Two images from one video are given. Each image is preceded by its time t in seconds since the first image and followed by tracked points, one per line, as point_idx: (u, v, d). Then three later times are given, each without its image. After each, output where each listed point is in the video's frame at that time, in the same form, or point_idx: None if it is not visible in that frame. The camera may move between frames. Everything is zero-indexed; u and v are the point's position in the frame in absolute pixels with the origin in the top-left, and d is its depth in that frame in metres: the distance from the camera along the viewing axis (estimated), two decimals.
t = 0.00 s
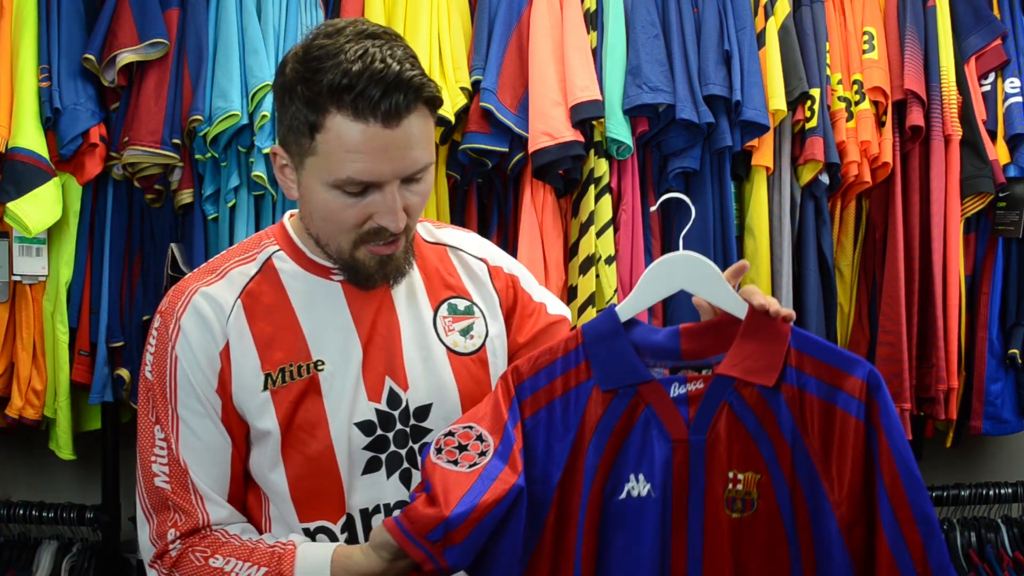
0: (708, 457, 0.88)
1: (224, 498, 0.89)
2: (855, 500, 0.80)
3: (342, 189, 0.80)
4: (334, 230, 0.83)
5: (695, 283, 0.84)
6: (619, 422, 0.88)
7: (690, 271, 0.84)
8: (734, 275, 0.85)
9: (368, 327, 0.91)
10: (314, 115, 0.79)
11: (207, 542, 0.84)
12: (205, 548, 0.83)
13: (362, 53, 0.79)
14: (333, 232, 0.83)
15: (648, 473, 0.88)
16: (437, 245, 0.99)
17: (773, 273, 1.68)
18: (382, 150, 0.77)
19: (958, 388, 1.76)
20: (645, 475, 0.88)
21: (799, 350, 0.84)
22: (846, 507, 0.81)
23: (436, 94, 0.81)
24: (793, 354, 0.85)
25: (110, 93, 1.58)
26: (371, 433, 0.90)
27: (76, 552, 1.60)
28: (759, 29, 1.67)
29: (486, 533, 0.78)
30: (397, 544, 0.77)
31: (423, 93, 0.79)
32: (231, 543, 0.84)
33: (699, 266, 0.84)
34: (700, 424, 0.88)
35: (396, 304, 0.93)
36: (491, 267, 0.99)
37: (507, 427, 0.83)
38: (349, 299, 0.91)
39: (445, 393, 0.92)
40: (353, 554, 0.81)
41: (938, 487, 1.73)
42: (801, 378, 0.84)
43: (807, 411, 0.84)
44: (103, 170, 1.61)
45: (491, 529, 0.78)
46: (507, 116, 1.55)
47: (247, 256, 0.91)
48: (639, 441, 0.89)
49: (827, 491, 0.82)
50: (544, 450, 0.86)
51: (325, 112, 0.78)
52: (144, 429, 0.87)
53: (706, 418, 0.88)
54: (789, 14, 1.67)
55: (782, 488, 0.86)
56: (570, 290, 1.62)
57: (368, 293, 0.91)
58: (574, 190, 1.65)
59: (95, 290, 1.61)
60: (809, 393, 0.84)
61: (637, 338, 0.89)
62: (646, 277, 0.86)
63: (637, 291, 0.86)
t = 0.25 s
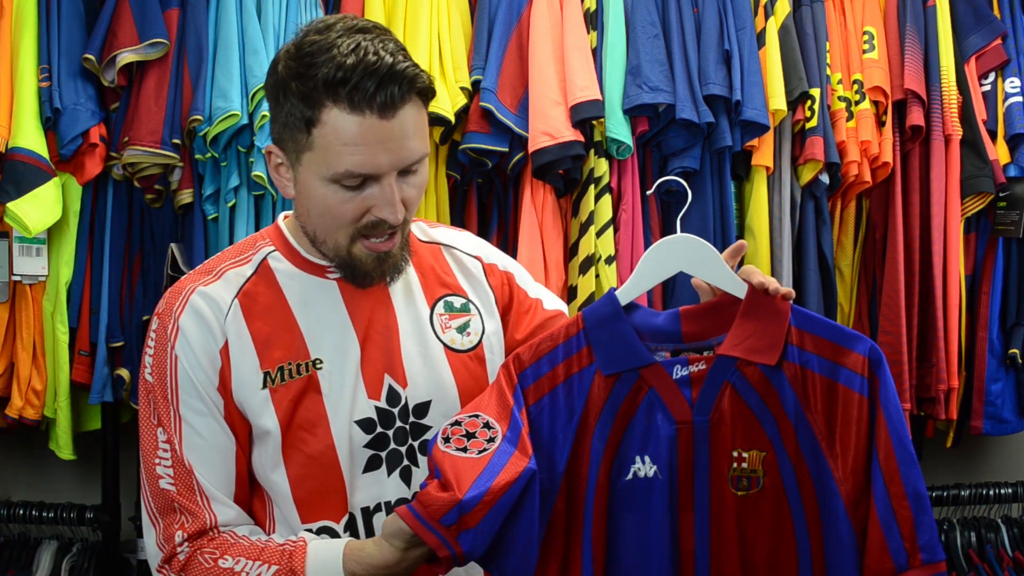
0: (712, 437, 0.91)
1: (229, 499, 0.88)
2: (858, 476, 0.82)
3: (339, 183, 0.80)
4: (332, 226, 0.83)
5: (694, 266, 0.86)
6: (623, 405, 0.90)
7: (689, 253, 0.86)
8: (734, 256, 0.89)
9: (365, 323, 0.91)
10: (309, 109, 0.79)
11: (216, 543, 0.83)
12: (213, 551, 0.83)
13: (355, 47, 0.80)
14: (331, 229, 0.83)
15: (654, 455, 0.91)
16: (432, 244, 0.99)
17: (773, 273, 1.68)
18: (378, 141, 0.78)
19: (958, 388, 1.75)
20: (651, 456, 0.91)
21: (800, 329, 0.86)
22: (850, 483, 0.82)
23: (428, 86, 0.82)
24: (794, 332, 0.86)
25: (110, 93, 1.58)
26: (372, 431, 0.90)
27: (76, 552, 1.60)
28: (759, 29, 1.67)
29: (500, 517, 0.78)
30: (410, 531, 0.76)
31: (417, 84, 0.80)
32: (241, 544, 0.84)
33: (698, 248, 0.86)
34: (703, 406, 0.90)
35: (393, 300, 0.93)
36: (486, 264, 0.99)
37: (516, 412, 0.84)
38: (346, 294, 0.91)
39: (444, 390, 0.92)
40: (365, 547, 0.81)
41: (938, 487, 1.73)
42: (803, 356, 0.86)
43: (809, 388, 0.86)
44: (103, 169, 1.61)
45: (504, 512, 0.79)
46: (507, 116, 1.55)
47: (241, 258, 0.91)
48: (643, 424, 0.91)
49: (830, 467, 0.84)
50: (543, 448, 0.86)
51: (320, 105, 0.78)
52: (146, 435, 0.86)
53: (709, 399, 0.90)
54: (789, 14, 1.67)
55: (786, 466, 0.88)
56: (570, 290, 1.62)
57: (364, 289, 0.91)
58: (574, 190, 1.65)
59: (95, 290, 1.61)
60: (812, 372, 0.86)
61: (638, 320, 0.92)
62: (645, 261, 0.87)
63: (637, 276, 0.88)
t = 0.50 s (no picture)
0: (708, 438, 0.90)
1: (225, 502, 0.89)
2: (853, 475, 0.82)
3: (325, 180, 0.80)
4: (320, 223, 0.83)
5: (690, 268, 0.86)
6: (618, 410, 0.89)
7: (682, 258, 0.86)
8: (725, 258, 0.87)
9: (359, 323, 0.91)
10: (296, 106, 0.79)
11: (212, 548, 0.84)
12: (210, 556, 0.83)
13: (342, 43, 0.80)
14: (319, 226, 0.83)
15: (650, 458, 0.90)
16: (426, 244, 1.00)
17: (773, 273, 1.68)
18: (364, 138, 0.77)
19: (959, 388, 1.75)
20: (646, 459, 0.90)
21: (794, 331, 0.86)
22: (846, 483, 0.82)
23: (416, 83, 0.81)
24: (789, 334, 0.86)
25: (110, 93, 1.58)
26: (366, 432, 0.90)
27: (76, 553, 1.60)
28: (760, 28, 1.67)
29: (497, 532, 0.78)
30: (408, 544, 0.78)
31: (404, 81, 0.79)
32: (236, 550, 0.84)
33: (693, 251, 0.85)
34: (699, 408, 0.90)
35: (387, 298, 0.93)
36: (480, 265, 0.99)
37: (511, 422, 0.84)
38: (339, 295, 0.91)
39: (439, 391, 0.92)
40: (361, 557, 0.81)
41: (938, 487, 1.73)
42: (798, 358, 0.86)
43: (803, 390, 0.85)
44: (103, 169, 1.61)
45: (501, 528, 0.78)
46: (507, 116, 1.55)
47: (235, 260, 0.91)
48: (639, 427, 0.91)
49: (825, 468, 0.84)
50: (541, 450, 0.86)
51: (306, 102, 0.78)
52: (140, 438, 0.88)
53: (705, 402, 0.90)
54: (789, 14, 1.67)
55: (780, 467, 0.88)
56: (570, 290, 1.62)
57: (355, 289, 0.91)
58: (574, 190, 1.65)
59: (95, 290, 1.61)
60: (806, 373, 0.85)
61: (632, 324, 0.91)
62: (637, 265, 0.87)
63: (631, 278, 0.88)
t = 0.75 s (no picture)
0: (705, 440, 0.91)
1: (214, 502, 0.89)
2: (850, 477, 0.82)
3: (315, 180, 0.80)
4: (310, 222, 0.83)
5: (686, 270, 0.85)
6: (617, 412, 0.89)
7: (677, 259, 0.85)
8: (722, 259, 0.88)
9: (353, 324, 0.91)
10: (286, 106, 0.79)
11: (199, 549, 0.84)
12: (196, 556, 0.84)
13: (334, 44, 0.80)
14: (309, 225, 0.83)
15: (647, 462, 0.90)
16: (423, 244, 1.00)
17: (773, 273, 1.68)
18: (353, 139, 0.77)
19: (958, 388, 1.75)
20: (643, 463, 0.90)
21: (791, 333, 0.85)
22: (843, 485, 0.82)
23: (409, 85, 0.81)
24: (786, 336, 0.86)
25: (110, 93, 1.58)
26: (359, 433, 0.90)
27: (76, 553, 1.60)
28: (760, 28, 1.67)
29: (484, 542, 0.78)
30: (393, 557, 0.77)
31: (395, 83, 0.79)
32: (223, 552, 0.84)
33: (689, 253, 0.85)
34: (696, 411, 0.90)
35: (382, 298, 0.94)
36: (478, 265, 0.99)
37: (501, 431, 0.83)
38: (332, 294, 0.91)
39: (433, 391, 0.92)
40: (345, 566, 0.82)
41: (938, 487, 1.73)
42: (796, 360, 0.85)
43: (801, 392, 0.85)
44: (103, 170, 1.61)
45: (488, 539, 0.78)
46: (507, 116, 1.54)
47: (230, 258, 0.91)
48: (636, 429, 0.90)
49: (823, 470, 0.83)
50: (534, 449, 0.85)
51: (296, 103, 0.78)
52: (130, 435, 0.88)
53: (702, 403, 0.90)
54: (790, 14, 1.67)
55: (777, 470, 0.88)
56: (570, 290, 1.62)
57: (347, 288, 0.91)
58: (574, 190, 1.65)
59: (95, 290, 1.62)
60: (804, 375, 0.85)
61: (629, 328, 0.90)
62: (632, 269, 0.87)
63: (626, 281, 0.87)
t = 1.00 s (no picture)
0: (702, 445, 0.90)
1: (207, 502, 0.89)
2: (848, 482, 0.82)
3: (308, 181, 0.80)
4: (304, 223, 0.83)
5: (685, 271, 0.85)
6: (615, 413, 0.89)
7: (677, 258, 0.85)
8: (721, 260, 0.87)
9: (347, 324, 0.91)
10: (278, 107, 0.79)
11: (190, 548, 0.84)
12: (187, 556, 0.84)
13: (326, 44, 0.80)
14: (303, 226, 0.84)
15: (643, 465, 0.90)
16: (420, 244, 1.00)
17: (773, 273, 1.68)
18: (345, 140, 0.77)
19: (958, 388, 1.76)
20: (639, 466, 0.90)
21: (790, 335, 0.86)
22: (841, 489, 0.82)
23: (402, 86, 0.81)
24: (785, 339, 0.86)
25: (110, 93, 1.58)
26: (352, 433, 0.89)
27: (76, 552, 1.60)
28: (760, 29, 1.67)
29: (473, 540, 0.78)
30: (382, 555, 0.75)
31: (388, 84, 0.79)
32: (215, 551, 0.84)
33: (689, 253, 0.85)
34: (693, 413, 0.90)
35: (377, 297, 0.93)
36: (475, 266, 0.99)
37: (494, 428, 0.83)
38: (325, 294, 0.91)
39: (429, 392, 0.92)
40: (336, 567, 0.81)
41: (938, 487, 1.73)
42: (795, 363, 0.85)
43: (799, 395, 0.85)
44: (103, 170, 1.61)
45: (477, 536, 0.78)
46: (507, 116, 1.54)
47: (224, 258, 0.91)
48: (632, 432, 0.90)
49: (822, 474, 0.83)
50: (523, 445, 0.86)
51: (289, 104, 0.78)
52: (124, 434, 0.88)
53: (698, 407, 0.90)
54: (790, 14, 1.67)
55: (775, 474, 0.88)
56: (570, 290, 1.62)
57: (343, 287, 0.91)
58: (574, 190, 1.65)
59: (95, 291, 1.62)
60: (805, 378, 0.85)
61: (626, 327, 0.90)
62: (634, 267, 0.86)
63: (626, 280, 0.87)
